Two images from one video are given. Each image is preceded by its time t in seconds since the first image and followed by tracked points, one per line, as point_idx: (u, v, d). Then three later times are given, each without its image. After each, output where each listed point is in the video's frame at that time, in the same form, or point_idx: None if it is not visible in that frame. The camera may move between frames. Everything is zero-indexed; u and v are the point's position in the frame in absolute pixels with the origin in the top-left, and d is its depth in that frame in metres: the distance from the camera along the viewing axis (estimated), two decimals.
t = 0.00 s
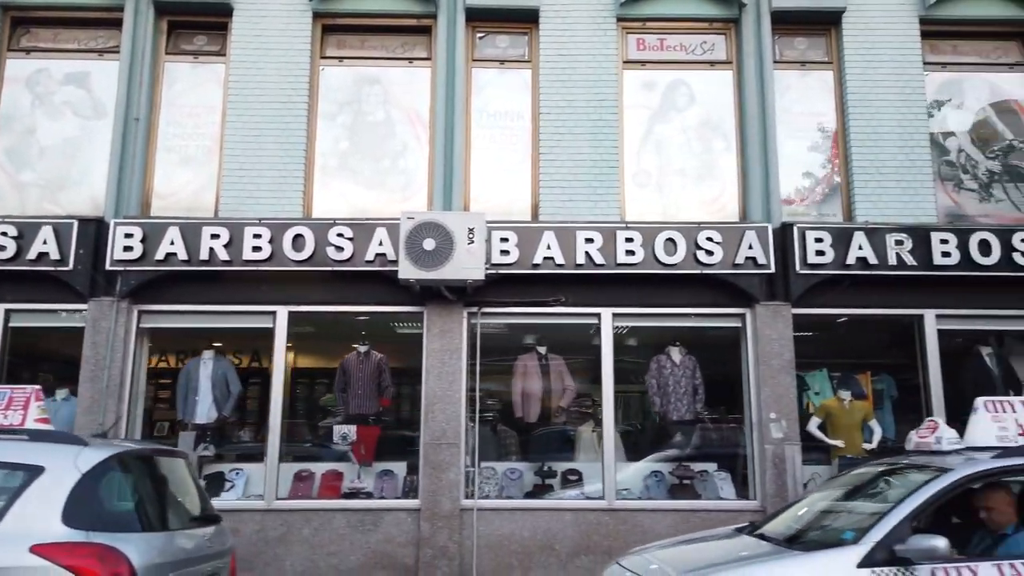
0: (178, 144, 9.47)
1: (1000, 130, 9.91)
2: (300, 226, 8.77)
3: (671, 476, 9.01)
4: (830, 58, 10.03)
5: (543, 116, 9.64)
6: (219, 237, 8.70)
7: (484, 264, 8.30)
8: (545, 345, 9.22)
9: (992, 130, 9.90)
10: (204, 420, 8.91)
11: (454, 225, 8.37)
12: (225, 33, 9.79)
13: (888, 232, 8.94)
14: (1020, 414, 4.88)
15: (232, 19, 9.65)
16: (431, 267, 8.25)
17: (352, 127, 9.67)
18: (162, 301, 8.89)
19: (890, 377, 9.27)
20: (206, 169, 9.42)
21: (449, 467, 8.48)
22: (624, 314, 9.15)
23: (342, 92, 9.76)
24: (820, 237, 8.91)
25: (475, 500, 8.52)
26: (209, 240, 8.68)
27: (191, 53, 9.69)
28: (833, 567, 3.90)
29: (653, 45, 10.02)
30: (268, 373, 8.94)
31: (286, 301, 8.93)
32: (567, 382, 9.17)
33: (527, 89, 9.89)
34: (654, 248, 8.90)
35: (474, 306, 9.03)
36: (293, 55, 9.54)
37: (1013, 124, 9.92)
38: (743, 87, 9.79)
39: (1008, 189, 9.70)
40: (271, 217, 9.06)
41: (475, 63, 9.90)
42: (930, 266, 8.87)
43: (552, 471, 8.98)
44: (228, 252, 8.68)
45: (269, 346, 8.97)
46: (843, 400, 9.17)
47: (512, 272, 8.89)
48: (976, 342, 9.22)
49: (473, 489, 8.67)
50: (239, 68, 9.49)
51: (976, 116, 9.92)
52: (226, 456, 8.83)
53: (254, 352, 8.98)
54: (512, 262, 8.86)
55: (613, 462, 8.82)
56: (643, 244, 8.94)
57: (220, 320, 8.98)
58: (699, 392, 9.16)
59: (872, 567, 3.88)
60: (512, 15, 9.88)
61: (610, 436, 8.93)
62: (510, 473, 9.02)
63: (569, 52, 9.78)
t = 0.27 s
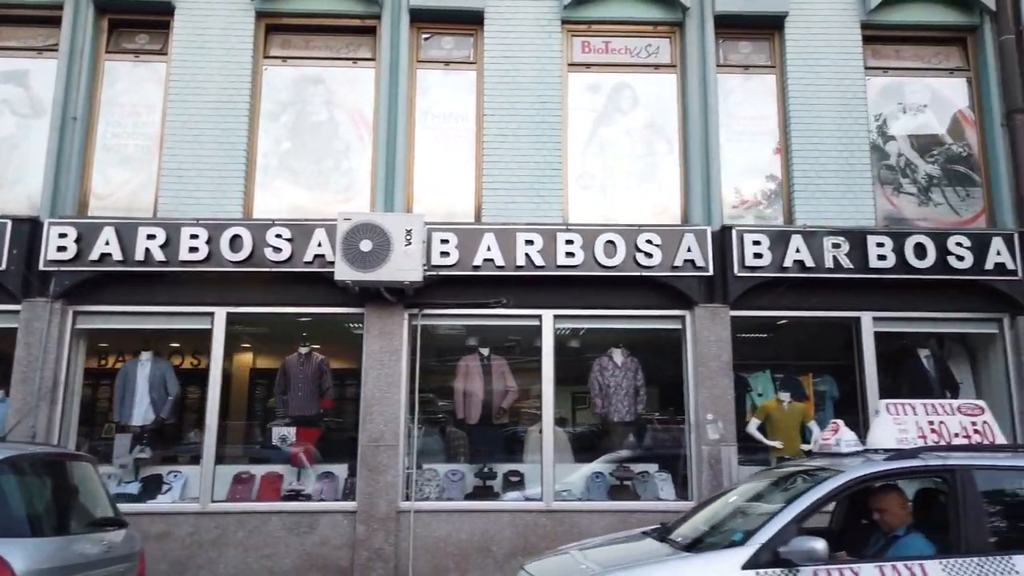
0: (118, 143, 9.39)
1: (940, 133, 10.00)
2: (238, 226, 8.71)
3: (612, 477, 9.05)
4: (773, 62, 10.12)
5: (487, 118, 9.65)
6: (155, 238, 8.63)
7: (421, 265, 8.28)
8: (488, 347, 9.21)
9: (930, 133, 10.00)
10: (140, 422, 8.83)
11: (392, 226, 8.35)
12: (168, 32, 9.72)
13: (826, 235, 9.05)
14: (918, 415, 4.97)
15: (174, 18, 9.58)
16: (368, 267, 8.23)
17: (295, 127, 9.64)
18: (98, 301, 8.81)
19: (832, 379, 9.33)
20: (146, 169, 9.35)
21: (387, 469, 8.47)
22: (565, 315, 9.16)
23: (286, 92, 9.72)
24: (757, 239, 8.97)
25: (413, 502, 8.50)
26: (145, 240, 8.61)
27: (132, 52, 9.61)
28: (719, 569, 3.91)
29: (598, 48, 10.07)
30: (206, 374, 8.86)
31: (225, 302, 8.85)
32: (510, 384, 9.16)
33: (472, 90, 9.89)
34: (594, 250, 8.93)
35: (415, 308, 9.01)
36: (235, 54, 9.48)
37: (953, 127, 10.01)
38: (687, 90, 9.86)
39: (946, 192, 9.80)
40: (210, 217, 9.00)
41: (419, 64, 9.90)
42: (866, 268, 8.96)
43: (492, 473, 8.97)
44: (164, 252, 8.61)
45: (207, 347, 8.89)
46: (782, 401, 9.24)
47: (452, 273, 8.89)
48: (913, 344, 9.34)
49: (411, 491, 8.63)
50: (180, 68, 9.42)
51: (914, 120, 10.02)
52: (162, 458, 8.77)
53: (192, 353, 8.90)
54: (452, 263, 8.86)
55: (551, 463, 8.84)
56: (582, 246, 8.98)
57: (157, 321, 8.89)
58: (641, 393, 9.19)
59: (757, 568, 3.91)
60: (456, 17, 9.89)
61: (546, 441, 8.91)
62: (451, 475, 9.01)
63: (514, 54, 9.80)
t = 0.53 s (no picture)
0: (33, 132, 9.18)
1: (860, 134, 10.21)
2: (153, 218, 8.56)
3: (535, 472, 9.06)
4: (699, 61, 10.24)
5: (413, 112, 9.61)
6: (66, 229, 8.45)
7: (338, 258, 8.23)
8: (412, 342, 9.18)
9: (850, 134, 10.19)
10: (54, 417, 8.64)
11: (312, 220, 8.29)
12: (87, 19, 9.52)
13: (745, 231, 9.19)
14: (798, 406, 5.81)
15: (93, 5, 9.39)
16: (283, 261, 8.16)
17: (217, 118, 9.50)
18: (8, 293, 8.61)
19: (754, 374, 9.45)
20: (61, 158, 9.16)
21: (303, 464, 8.40)
22: (488, 310, 9.17)
23: (208, 82, 9.57)
24: (677, 236, 9.09)
25: (331, 497, 8.45)
26: (56, 231, 8.43)
27: (49, 39, 9.40)
28: (583, 558, 3.99)
29: (526, 43, 10.09)
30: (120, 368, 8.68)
31: (141, 295, 8.71)
32: (433, 379, 9.13)
33: (399, 84, 9.84)
34: (515, 245, 8.96)
35: (337, 302, 8.93)
36: (155, 43, 9.32)
37: (872, 129, 10.22)
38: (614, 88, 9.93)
39: (865, 192, 10.02)
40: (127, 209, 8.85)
41: (346, 57, 9.82)
42: (784, 265, 9.15)
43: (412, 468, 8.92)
44: (76, 243, 8.44)
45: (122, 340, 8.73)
46: (703, 395, 9.36)
47: (374, 267, 8.82)
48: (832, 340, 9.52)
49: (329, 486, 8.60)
50: (99, 56, 9.24)
51: (835, 121, 10.21)
52: (74, 453, 8.58)
53: (106, 346, 8.74)
54: (374, 256, 8.79)
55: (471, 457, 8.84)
56: (505, 241, 8.99)
57: (70, 313, 8.72)
58: (564, 387, 9.24)
59: (618, 555, 4.00)
60: (384, 10, 9.83)
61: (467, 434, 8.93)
62: (373, 470, 8.96)
63: (442, 48, 9.77)
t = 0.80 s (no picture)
0: None
1: (757, 142, 10.43)
2: (30, 211, 8.24)
3: (431, 474, 8.98)
4: (603, 66, 10.31)
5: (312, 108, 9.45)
6: None
7: (224, 256, 8.04)
8: (308, 343, 9.00)
9: (747, 141, 10.40)
10: None
11: (194, 215, 8.11)
12: None
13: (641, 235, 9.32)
14: (656, 407, 6.44)
15: None
16: (166, 258, 7.96)
17: (105, 109, 9.19)
18: None
19: (655, 376, 9.61)
20: None
21: (185, 467, 8.21)
22: (385, 311, 9.06)
23: (97, 72, 9.25)
24: (575, 238, 9.14)
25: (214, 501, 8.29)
26: None
27: None
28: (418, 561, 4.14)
29: (431, 43, 10.02)
30: None
31: (17, 291, 8.38)
32: (329, 380, 8.96)
33: (299, 80, 9.65)
34: (412, 246, 8.88)
35: (226, 301, 8.73)
36: (40, 30, 8.98)
37: (770, 136, 10.46)
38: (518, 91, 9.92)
39: (760, 198, 10.28)
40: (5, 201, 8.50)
41: (244, 50, 9.61)
42: (678, 269, 9.33)
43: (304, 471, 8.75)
44: None
45: None
46: (601, 398, 9.37)
47: (265, 266, 8.64)
48: (727, 341, 9.72)
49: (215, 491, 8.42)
50: None
51: (733, 128, 10.42)
52: None
53: None
54: (265, 255, 8.61)
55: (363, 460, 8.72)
56: (402, 241, 8.90)
57: None
58: (463, 388, 9.20)
59: (455, 559, 4.15)
60: (285, 4, 9.64)
61: (359, 436, 8.81)
62: (264, 474, 8.75)
63: (344, 45, 9.63)
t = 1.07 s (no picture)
0: None
1: (627, 143, 10.58)
2: None
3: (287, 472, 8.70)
4: (476, 61, 10.22)
5: (166, 89, 9.02)
6: None
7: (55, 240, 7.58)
8: (157, 335, 8.56)
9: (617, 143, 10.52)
10: None
11: (25, 195, 7.69)
12: None
13: (507, 232, 9.33)
14: (487, 398, 7.61)
15: None
16: None
17: None
18: None
19: (525, 372, 9.60)
20: None
21: (9, 466, 7.76)
22: (240, 302, 8.71)
23: None
24: (441, 232, 9.06)
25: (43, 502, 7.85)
26: None
27: None
28: (213, 559, 4.19)
29: (299, 27, 9.73)
30: None
31: None
32: (179, 375, 8.54)
33: (154, 58, 9.17)
34: (270, 234, 8.57)
35: (63, 288, 8.26)
36: None
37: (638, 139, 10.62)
38: (387, 82, 9.72)
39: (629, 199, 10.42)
40: None
41: (93, 24, 9.09)
42: (543, 265, 9.40)
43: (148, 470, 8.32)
44: None
45: None
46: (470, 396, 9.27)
47: (106, 252, 8.19)
48: (593, 339, 9.87)
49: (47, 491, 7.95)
50: None
51: (603, 129, 10.52)
52: None
53: None
54: (107, 241, 8.17)
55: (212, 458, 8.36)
56: (259, 230, 8.59)
57: None
58: (324, 385, 8.98)
59: (252, 555, 4.24)
60: None
61: (207, 434, 8.42)
62: (105, 472, 8.28)
63: (204, 24, 9.26)
